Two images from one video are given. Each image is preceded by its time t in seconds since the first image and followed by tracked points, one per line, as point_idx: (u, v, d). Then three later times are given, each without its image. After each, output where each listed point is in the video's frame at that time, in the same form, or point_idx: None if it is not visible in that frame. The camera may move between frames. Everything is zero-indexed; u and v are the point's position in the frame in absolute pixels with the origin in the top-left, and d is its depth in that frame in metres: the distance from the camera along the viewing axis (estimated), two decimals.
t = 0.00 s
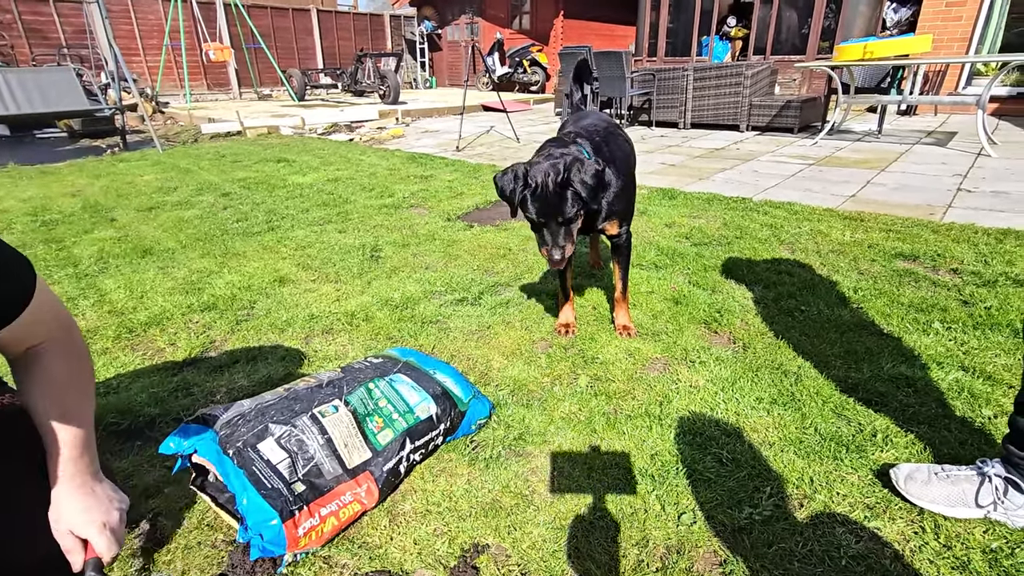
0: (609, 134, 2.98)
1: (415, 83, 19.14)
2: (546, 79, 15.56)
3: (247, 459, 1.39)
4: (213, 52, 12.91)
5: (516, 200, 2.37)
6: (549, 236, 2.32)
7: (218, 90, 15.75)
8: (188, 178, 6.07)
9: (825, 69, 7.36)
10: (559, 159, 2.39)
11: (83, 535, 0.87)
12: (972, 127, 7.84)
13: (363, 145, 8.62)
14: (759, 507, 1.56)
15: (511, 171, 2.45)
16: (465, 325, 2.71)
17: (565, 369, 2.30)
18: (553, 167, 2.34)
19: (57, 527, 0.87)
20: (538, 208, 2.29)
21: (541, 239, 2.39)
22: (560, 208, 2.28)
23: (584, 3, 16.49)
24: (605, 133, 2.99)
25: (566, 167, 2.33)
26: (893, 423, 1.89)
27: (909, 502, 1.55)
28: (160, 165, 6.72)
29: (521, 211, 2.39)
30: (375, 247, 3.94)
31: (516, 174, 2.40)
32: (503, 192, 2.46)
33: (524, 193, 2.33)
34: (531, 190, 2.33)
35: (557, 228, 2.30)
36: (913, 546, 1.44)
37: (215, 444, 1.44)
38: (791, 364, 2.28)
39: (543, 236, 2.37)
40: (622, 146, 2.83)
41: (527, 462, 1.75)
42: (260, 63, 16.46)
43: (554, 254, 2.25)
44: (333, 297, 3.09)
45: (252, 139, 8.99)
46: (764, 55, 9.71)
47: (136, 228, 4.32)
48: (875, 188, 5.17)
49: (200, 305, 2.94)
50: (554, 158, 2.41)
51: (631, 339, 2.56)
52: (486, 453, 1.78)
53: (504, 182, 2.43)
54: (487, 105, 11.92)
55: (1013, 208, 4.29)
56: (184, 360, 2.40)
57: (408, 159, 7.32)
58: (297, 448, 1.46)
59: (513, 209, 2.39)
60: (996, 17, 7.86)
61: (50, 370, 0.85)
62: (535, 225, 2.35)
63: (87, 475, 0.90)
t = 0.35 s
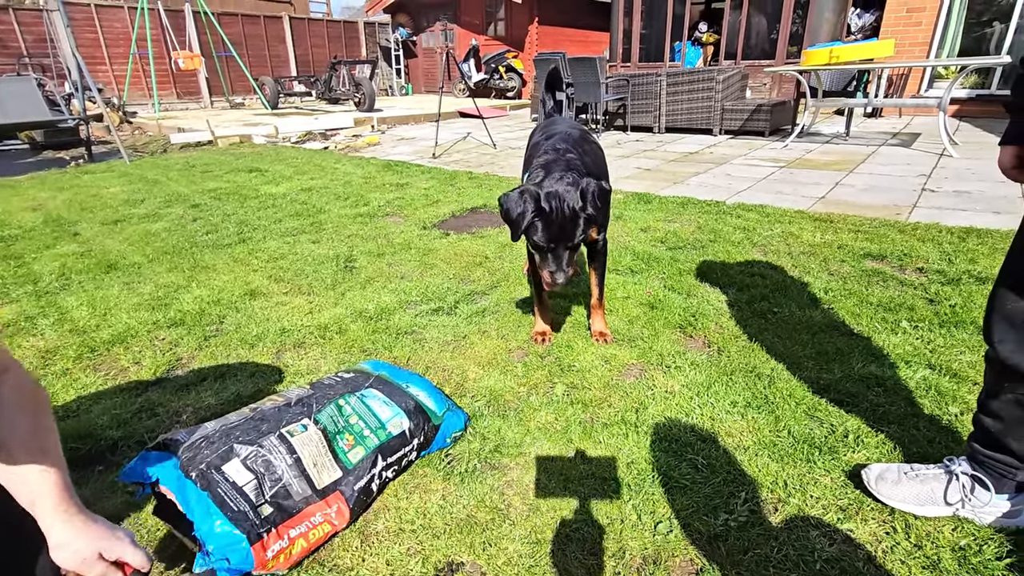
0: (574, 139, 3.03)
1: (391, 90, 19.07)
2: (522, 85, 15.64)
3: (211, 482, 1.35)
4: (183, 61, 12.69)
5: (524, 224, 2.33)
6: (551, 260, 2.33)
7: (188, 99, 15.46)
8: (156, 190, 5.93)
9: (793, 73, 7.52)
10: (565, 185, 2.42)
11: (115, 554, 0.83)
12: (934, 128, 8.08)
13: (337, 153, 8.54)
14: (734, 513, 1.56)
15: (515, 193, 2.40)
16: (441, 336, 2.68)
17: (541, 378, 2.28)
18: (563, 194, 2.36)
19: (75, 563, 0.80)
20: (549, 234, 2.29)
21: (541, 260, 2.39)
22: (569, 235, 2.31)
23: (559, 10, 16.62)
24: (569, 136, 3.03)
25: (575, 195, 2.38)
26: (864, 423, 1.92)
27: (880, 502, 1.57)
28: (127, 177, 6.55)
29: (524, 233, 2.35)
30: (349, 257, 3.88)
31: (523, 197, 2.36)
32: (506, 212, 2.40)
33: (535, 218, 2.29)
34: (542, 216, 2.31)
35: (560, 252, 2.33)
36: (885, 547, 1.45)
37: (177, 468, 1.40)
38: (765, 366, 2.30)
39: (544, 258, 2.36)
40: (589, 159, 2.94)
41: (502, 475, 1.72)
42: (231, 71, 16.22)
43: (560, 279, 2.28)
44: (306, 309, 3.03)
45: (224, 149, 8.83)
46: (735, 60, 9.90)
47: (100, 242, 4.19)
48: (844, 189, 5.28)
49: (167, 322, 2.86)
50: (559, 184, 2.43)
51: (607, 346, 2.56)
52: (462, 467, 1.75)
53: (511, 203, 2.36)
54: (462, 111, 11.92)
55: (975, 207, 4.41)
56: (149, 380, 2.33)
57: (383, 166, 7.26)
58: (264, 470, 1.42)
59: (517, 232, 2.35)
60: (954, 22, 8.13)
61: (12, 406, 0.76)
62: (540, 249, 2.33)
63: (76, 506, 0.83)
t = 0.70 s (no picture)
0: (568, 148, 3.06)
1: (374, 92, 18.97)
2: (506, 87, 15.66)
3: (189, 496, 1.32)
4: (161, 63, 12.49)
5: (524, 230, 2.34)
6: (549, 266, 2.32)
7: (167, 102, 15.22)
8: (134, 194, 5.83)
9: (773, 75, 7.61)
10: (565, 194, 2.44)
11: None
12: (910, 129, 8.24)
13: (320, 156, 8.47)
14: (719, 513, 1.57)
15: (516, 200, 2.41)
16: (426, 340, 2.66)
17: (527, 381, 2.27)
18: (564, 202, 2.38)
19: None
20: (549, 241, 2.30)
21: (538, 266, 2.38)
22: (568, 243, 2.32)
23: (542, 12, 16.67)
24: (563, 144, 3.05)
25: (575, 204, 2.40)
26: (846, 421, 1.94)
27: (862, 499, 1.59)
28: (104, 181, 6.43)
29: (524, 240, 2.36)
30: (333, 261, 3.85)
31: (523, 204, 2.37)
32: (506, 219, 2.41)
33: (535, 225, 2.31)
34: (543, 223, 2.32)
35: (558, 259, 2.33)
36: (867, 543, 1.46)
37: (153, 482, 1.37)
38: (749, 366, 2.32)
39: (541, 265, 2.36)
40: (583, 169, 2.97)
41: (489, 480, 1.71)
42: (211, 73, 16.01)
43: (558, 285, 2.27)
44: (289, 315, 3.00)
45: (204, 152, 8.72)
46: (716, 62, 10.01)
47: (77, 248, 4.10)
48: (824, 189, 5.36)
49: (145, 329, 2.81)
50: (559, 192, 2.45)
51: (593, 348, 2.56)
52: (447, 473, 1.74)
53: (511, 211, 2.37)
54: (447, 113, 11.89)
55: (950, 206, 4.51)
56: (127, 389, 2.28)
57: (367, 169, 7.22)
58: (245, 481, 1.39)
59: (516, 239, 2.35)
60: (928, 26, 8.30)
61: None
62: (539, 255, 2.33)
63: None
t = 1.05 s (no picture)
0: (560, 147, 3.06)
1: (364, 92, 18.88)
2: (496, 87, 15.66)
3: (173, 500, 1.30)
4: (147, 61, 12.35)
5: (516, 232, 2.34)
6: (540, 268, 2.33)
7: (153, 101, 15.06)
8: (119, 195, 5.76)
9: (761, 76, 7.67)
10: (558, 196, 2.44)
11: None
12: (896, 129, 8.34)
13: (309, 156, 8.41)
14: (709, 511, 1.57)
15: (508, 201, 2.41)
16: (416, 340, 2.65)
17: (517, 380, 2.27)
18: (556, 205, 2.39)
19: None
20: (541, 244, 2.30)
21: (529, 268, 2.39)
22: (560, 245, 2.33)
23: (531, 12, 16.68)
24: (555, 143, 3.05)
25: (568, 207, 2.40)
26: (834, 418, 1.96)
27: (850, 495, 1.60)
28: (88, 181, 6.34)
29: (515, 241, 2.36)
30: (322, 261, 3.82)
31: (515, 205, 2.37)
32: (498, 219, 2.41)
33: (526, 227, 2.32)
34: (535, 225, 2.33)
35: (550, 261, 2.34)
36: (855, 539, 1.47)
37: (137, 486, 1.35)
38: (737, 364, 2.33)
39: (533, 266, 2.36)
40: (576, 169, 2.97)
41: (479, 480, 1.70)
42: (198, 72, 15.84)
43: (549, 287, 2.28)
44: (278, 315, 2.97)
45: (191, 152, 8.63)
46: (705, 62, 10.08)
47: (60, 249, 4.04)
48: (811, 188, 5.40)
49: (130, 331, 2.77)
50: (552, 194, 2.46)
51: (583, 347, 2.56)
52: (437, 474, 1.73)
53: (503, 211, 2.37)
54: (436, 113, 11.87)
55: (936, 205, 4.56)
56: (111, 392, 2.25)
57: (356, 169, 7.18)
58: (231, 484, 1.38)
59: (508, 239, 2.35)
60: (913, 27, 8.40)
61: None
62: (530, 257, 2.34)
63: None
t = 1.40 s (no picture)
0: (553, 143, 3.04)
1: (354, 86, 18.73)
2: (488, 82, 15.61)
3: (161, 498, 1.29)
4: (133, 54, 12.18)
5: (507, 228, 2.34)
6: (530, 264, 2.32)
7: (140, 94, 14.86)
8: (105, 190, 5.68)
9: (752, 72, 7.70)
10: (550, 192, 2.44)
11: None
12: (885, 125, 8.40)
13: (299, 151, 8.34)
14: (699, 505, 1.58)
15: (499, 196, 2.41)
16: (407, 336, 2.64)
17: (509, 375, 2.26)
18: (548, 201, 2.38)
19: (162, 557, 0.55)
20: (532, 239, 2.30)
21: (521, 264, 2.39)
22: (551, 242, 2.33)
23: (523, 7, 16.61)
24: (548, 138, 3.04)
25: (559, 203, 2.40)
26: (823, 411, 1.97)
27: (838, 488, 1.61)
28: (73, 176, 6.24)
29: (506, 237, 2.36)
30: (312, 257, 3.79)
31: (507, 200, 2.37)
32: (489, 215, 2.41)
33: (517, 223, 2.31)
34: (526, 221, 2.33)
35: (540, 257, 2.34)
36: (843, 531, 1.49)
37: (124, 484, 1.33)
38: (728, 359, 2.34)
39: (525, 263, 2.36)
40: (569, 165, 2.96)
41: (470, 476, 1.70)
42: (186, 65, 15.64)
43: (540, 284, 2.28)
44: (267, 311, 2.95)
45: (179, 146, 8.53)
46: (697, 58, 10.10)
47: (45, 245, 3.98)
48: (801, 184, 5.43)
49: (117, 328, 2.74)
50: (543, 190, 2.45)
51: (575, 342, 2.56)
52: (428, 469, 1.72)
53: (495, 207, 2.37)
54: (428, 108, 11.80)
55: (923, 200, 4.60)
56: (97, 390, 2.22)
57: (347, 164, 7.13)
58: (219, 481, 1.36)
59: (498, 235, 2.36)
60: (902, 24, 8.45)
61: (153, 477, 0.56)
62: (521, 253, 2.34)
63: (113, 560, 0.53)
